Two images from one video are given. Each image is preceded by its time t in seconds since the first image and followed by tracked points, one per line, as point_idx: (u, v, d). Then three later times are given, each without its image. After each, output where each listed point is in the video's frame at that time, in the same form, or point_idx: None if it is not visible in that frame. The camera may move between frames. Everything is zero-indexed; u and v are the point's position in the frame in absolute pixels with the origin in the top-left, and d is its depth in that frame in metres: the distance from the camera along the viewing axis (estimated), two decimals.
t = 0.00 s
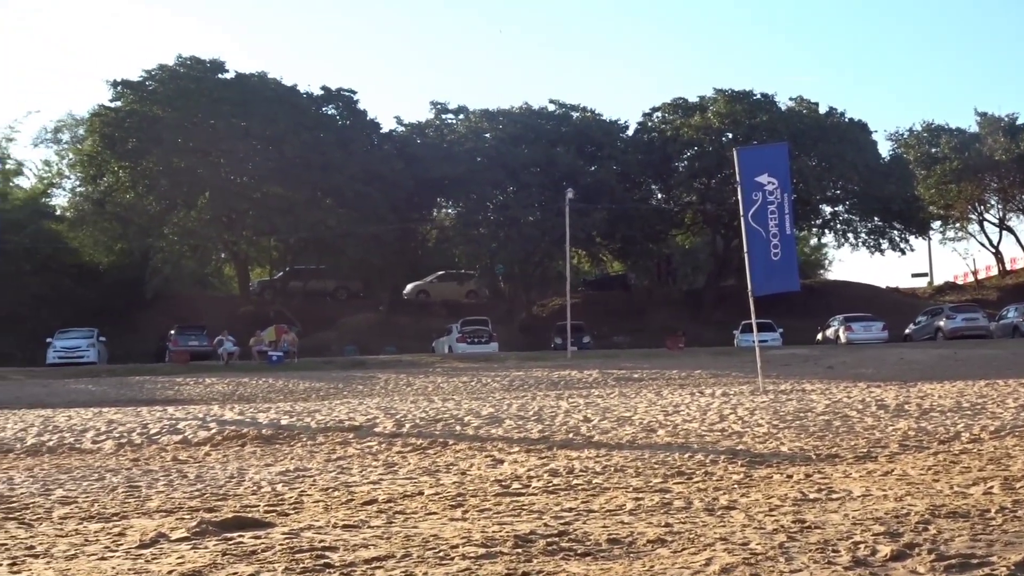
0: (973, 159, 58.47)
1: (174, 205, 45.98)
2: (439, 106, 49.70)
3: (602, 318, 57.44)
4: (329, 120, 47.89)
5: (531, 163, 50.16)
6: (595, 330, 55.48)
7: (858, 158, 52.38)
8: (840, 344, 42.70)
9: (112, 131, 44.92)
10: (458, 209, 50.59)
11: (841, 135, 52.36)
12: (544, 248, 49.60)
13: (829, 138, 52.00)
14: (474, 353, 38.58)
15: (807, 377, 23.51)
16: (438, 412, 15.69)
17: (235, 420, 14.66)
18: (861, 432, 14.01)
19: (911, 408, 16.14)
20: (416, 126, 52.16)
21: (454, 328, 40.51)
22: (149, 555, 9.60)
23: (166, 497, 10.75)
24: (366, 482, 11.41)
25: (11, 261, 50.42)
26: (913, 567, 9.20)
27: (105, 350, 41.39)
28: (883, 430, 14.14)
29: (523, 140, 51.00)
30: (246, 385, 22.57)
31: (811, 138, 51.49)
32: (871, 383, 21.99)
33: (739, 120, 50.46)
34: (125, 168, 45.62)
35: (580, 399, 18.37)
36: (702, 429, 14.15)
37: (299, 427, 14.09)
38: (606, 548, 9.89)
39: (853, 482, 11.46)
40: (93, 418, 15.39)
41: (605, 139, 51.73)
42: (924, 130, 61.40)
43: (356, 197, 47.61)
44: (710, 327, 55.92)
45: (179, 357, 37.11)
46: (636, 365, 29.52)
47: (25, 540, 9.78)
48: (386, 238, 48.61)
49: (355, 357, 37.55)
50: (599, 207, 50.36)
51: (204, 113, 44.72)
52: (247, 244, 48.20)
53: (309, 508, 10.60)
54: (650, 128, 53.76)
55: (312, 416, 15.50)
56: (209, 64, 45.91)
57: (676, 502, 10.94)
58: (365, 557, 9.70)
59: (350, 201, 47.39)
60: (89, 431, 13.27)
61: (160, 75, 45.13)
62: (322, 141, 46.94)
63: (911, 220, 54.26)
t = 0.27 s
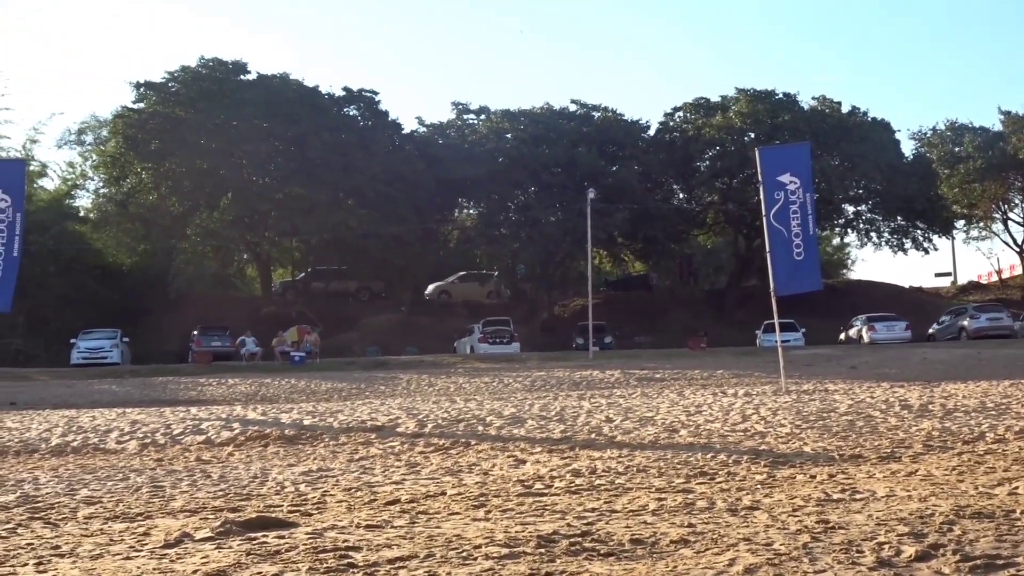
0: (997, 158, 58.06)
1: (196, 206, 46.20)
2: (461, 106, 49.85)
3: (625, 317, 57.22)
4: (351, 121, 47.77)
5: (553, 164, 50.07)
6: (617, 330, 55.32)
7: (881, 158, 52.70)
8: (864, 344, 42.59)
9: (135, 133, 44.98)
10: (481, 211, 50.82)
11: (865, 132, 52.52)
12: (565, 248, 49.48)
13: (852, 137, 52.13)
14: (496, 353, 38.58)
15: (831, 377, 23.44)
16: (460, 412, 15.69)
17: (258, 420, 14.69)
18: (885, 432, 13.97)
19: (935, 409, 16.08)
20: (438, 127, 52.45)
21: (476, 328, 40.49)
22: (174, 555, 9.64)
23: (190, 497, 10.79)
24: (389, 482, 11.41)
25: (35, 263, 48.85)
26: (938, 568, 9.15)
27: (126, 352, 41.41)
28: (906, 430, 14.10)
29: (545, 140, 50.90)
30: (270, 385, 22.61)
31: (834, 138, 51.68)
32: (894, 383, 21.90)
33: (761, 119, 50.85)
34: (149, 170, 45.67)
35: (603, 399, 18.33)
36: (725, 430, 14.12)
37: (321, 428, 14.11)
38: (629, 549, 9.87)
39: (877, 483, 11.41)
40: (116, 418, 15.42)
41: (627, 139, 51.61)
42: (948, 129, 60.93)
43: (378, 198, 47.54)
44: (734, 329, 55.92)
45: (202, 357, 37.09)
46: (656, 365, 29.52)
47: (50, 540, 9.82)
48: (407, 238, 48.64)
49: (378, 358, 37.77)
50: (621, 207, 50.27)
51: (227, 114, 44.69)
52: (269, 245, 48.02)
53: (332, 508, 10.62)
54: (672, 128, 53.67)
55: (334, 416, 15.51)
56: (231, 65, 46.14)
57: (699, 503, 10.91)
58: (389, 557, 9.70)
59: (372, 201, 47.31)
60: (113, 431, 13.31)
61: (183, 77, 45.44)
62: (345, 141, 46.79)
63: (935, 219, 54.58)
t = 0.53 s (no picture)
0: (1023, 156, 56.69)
1: (220, 206, 46.32)
2: (483, 105, 49.92)
3: (649, 318, 57.17)
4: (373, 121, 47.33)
5: (575, 163, 50.02)
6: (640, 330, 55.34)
7: (906, 157, 52.38)
8: (888, 344, 42.45)
9: (159, 133, 45.26)
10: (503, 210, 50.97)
11: (888, 129, 52.45)
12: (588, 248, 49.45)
13: (875, 136, 51.84)
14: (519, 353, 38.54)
15: (855, 376, 23.36)
16: (483, 412, 15.70)
17: (281, 420, 14.74)
18: (909, 432, 13.92)
19: (959, 409, 16.01)
20: (461, 125, 52.51)
21: (499, 328, 40.50)
22: (199, 554, 9.69)
23: (215, 496, 10.83)
24: (412, 481, 11.43)
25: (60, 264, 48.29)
26: (964, 568, 9.10)
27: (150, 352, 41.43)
28: (931, 430, 14.05)
29: (567, 140, 50.88)
30: (293, 385, 22.65)
31: (857, 136, 51.56)
32: (919, 382, 21.81)
33: (784, 118, 50.80)
34: (173, 170, 45.75)
35: (626, 399, 18.31)
36: (748, 430, 14.09)
37: (344, 428, 14.14)
38: (653, 549, 9.85)
39: (902, 483, 11.37)
40: (141, 419, 15.49)
41: (650, 138, 51.96)
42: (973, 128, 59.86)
43: (400, 199, 47.80)
44: (758, 328, 55.89)
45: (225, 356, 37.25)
46: (677, 365, 29.52)
47: (77, 538, 9.88)
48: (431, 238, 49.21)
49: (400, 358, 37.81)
50: (644, 206, 50.20)
51: (250, 114, 44.69)
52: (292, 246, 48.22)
53: (356, 507, 10.64)
54: (694, 127, 53.46)
55: (358, 416, 15.55)
56: (254, 66, 46.24)
57: (722, 503, 10.88)
58: (413, 557, 9.72)
59: (394, 201, 47.52)
60: (138, 431, 13.36)
61: (206, 78, 45.53)
62: (369, 142, 46.68)
63: (959, 217, 54.76)
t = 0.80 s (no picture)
0: None
1: (245, 205, 47.10)
2: (506, 105, 49.80)
3: (672, 317, 57.25)
4: (398, 120, 47.54)
5: (597, 162, 49.58)
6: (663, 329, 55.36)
7: (933, 156, 52.03)
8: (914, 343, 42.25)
9: (185, 133, 45.31)
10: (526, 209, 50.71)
11: (914, 127, 52.34)
12: (612, 246, 49.29)
13: (901, 133, 51.74)
14: (542, 352, 38.52)
15: (882, 375, 23.25)
16: (508, 411, 15.67)
17: (307, 419, 14.74)
18: (937, 431, 13.83)
19: (988, 408, 15.89)
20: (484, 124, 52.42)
21: (522, 327, 40.57)
22: (227, 552, 9.74)
23: (241, 495, 10.85)
24: (438, 480, 11.44)
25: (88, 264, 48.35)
26: (993, 568, 9.04)
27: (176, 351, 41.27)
28: (959, 429, 13.95)
29: (593, 140, 50.49)
30: (317, 384, 22.67)
31: (883, 134, 51.42)
32: (947, 382, 21.69)
33: (808, 116, 50.19)
34: (198, 170, 46.06)
35: (651, 397, 18.26)
36: (774, 429, 14.03)
37: (369, 426, 14.13)
38: (679, 548, 9.82)
39: (929, 482, 11.29)
40: (168, 417, 15.54)
41: (673, 138, 51.92)
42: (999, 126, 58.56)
43: (424, 197, 48.18)
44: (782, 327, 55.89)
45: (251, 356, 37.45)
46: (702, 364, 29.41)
47: (105, 536, 9.94)
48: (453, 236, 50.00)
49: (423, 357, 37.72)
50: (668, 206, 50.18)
51: (275, 115, 44.95)
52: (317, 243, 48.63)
53: (382, 506, 10.66)
54: (719, 125, 53.23)
55: (383, 415, 15.55)
56: (279, 65, 46.31)
57: (748, 502, 10.85)
58: (439, 555, 9.75)
59: (417, 200, 47.83)
60: (164, 430, 13.39)
61: (232, 78, 45.88)
62: (393, 142, 46.74)
63: (986, 215, 54.48)
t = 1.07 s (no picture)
0: None
1: (275, 204, 46.69)
2: (533, 104, 49.97)
3: (700, 315, 56.97)
4: (427, 118, 47.92)
5: (626, 161, 49.81)
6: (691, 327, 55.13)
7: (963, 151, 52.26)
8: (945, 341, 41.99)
9: (214, 132, 45.46)
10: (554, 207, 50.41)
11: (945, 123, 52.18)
12: (640, 245, 48.76)
13: (931, 130, 51.39)
14: (571, 349, 38.60)
15: (913, 374, 23.14)
16: (537, 409, 15.68)
17: (335, 417, 14.78)
18: (968, 429, 13.75)
19: (1020, 407, 15.77)
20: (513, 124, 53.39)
21: (551, 325, 40.60)
22: (257, 548, 9.80)
23: (271, 492, 10.90)
24: (467, 477, 11.44)
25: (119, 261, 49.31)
26: None
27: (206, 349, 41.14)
28: (990, 428, 13.86)
29: (620, 138, 50.74)
30: (345, 382, 22.73)
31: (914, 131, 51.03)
32: (977, 380, 21.56)
33: (838, 113, 50.25)
34: (228, 168, 45.92)
35: (680, 395, 18.23)
36: (804, 427, 13.98)
37: (398, 424, 14.13)
38: (709, 546, 9.78)
39: (961, 481, 11.21)
40: (198, 414, 15.62)
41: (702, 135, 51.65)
42: None
43: (454, 196, 48.06)
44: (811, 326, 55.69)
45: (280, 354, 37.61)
46: (730, 362, 29.36)
47: (136, 532, 10.01)
48: (483, 236, 49.95)
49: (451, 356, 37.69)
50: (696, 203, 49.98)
51: (304, 113, 45.41)
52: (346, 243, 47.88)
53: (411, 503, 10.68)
54: (748, 123, 54.12)
55: (412, 412, 15.59)
56: (307, 64, 46.72)
57: (778, 500, 10.81)
58: (469, 553, 9.76)
59: (446, 198, 47.63)
60: (194, 427, 13.44)
61: (261, 77, 46.34)
62: (422, 140, 46.86)
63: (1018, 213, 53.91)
